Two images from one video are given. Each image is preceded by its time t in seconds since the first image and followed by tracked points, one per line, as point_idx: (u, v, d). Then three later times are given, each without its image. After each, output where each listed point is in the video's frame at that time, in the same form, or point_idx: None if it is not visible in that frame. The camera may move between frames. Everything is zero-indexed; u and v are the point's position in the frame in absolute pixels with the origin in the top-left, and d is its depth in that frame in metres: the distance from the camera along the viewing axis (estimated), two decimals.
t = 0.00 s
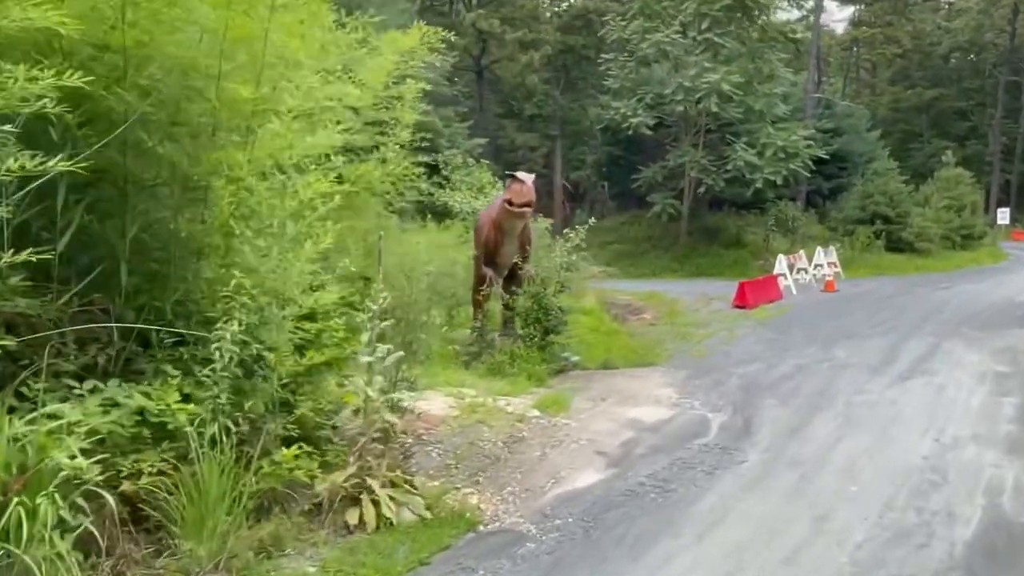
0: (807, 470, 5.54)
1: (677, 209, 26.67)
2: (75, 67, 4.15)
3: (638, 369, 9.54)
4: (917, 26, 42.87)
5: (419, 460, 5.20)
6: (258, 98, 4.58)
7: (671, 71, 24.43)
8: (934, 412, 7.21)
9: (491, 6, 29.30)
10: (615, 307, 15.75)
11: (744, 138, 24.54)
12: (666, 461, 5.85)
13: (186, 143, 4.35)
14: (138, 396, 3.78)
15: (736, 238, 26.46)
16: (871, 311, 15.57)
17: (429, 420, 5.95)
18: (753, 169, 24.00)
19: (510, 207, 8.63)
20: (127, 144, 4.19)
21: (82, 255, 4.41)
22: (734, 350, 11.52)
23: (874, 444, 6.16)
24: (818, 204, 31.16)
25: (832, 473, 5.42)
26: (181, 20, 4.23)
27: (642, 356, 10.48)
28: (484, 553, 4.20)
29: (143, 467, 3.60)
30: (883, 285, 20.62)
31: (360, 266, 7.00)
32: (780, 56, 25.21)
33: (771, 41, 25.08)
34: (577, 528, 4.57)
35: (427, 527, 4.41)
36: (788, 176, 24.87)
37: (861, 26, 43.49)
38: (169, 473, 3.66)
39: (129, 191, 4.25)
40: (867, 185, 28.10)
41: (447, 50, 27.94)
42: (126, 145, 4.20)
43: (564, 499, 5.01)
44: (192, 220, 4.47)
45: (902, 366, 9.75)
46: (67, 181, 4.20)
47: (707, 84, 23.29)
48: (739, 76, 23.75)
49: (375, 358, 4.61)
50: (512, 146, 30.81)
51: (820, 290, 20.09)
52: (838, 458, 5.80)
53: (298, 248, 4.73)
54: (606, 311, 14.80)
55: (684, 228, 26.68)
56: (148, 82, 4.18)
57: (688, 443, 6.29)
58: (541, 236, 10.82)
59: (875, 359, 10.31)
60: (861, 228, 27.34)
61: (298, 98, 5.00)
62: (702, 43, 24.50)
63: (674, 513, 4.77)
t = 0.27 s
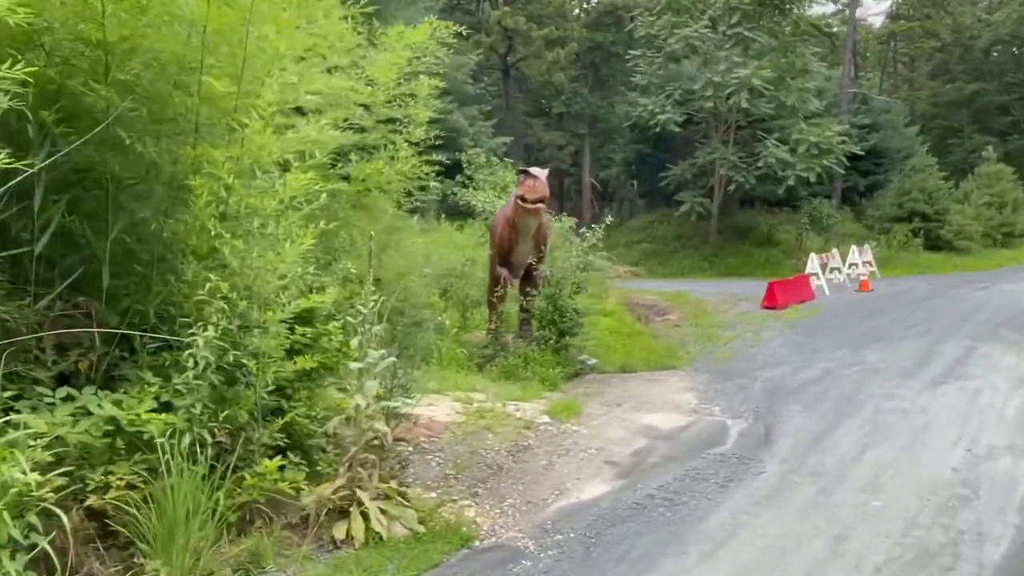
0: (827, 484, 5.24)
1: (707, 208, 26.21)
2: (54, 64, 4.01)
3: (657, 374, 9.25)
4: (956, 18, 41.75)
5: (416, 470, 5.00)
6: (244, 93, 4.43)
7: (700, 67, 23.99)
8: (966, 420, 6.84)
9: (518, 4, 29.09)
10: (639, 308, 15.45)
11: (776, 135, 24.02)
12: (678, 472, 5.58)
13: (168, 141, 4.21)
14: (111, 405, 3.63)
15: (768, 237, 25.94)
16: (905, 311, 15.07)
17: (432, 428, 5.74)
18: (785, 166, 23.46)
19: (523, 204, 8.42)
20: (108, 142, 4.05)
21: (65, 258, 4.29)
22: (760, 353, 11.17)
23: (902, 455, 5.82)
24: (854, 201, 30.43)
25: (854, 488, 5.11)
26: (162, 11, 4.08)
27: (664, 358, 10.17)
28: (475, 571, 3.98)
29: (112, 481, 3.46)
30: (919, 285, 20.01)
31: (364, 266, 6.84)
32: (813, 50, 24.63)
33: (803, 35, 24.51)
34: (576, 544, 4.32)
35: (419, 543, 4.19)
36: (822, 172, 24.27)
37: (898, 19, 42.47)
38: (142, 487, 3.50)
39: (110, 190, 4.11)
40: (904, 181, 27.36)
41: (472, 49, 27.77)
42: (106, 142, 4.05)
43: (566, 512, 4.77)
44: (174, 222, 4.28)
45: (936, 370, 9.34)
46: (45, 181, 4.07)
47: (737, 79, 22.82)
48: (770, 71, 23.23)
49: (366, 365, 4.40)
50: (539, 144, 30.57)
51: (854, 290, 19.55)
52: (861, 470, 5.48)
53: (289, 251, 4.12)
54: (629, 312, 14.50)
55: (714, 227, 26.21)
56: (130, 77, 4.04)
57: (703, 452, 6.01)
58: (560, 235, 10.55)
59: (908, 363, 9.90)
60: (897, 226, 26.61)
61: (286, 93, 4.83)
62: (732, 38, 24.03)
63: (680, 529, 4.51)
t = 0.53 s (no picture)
0: (844, 501, 4.92)
1: (735, 208, 25.75)
2: (24, 62, 3.89)
3: (675, 380, 8.96)
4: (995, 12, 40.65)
5: (407, 484, 4.79)
6: (222, 90, 4.24)
7: (727, 65, 23.57)
8: (997, 432, 6.47)
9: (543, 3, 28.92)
10: (661, 311, 15.13)
11: (806, 133, 23.53)
12: (686, 486, 5.28)
13: (141, 140, 4.02)
14: (74, 420, 3.50)
15: (798, 237, 25.43)
16: (937, 314, 14.58)
17: (429, 437, 5.53)
18: (815, 165, 22.94)
19: (531, 202, 8.25)
20: (79, 142, 3.93)
21: (40, 263, 4.14)
22: (783, 358, 10.81)
23: (926, 470, 5.48)
24: (887, 200, 29.64)
25: (872, 507, 4.80)
26: (136, 6, 3.91)
27: (682, 364, 9.87)
28: None
29: (69, 499, 3.29)
30: (954, 287, 19.40)
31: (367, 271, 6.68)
32: (844, 46, 24.07)
33: (834, 30, 23.95)
34: (570, 568, 4.05)
35: (402, 564, 3.97)
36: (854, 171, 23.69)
37: (934, 15, 41.51)
38: (104, 505, 3.32)
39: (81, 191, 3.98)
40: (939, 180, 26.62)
41: (495, 48, 27.62)
42: (75, 144, 3.93)
43: (561, 529, 4.52)
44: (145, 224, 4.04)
45: (967, 377, 8.93)
46: (15, 182, 3.93)
47: (765, 76, 22.34)
48: (799, 67, 22.74)
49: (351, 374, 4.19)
50: (564, 143, 30.31)
51: (885, 292, 19.00)
52: (882, 487, 5.15)
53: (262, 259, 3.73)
54: (650, 315, 14.20)
55: (742, 227, 25.74)
56: (101, 75, 3.91)
57: (715, 465, 5.72)
58: (575, 237, 10.29)
59: (938, 369, 9.49)
60: (932, 226, 25.92)
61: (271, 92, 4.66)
62: (760, 34, 23.59)
63: (682, 550, 4.25)
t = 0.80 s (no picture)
0: (854, 519, 4.65)
1: (759, 208, 25.31)
2: None
3: (686, 385, 8.71)
4: None
5: (392, 497, 4.58)
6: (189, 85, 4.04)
7: (751, 62, 23.15)
8: None
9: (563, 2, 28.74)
10: (679, 314, 14.85)
11: (831, 132, 23.05)
12: (688, 501, 5.02)
13: (105, 138, 3.88)
14: (28, 433, 3.44)
15: (824, 238, 24.95)
16: (966, 317, 14.13)
17: (421, 447, 5.32)
18: (841, 164, 22.44)
19: (536, 202, 8.06)
20: (42, 139, 3.80)
21: (5, 266, 4.01)
22: (802, 362, 10.49)
23: (943, 484, 5.17)
24: (918, 200, 28.95)
25: (883, 525, 4.52)
26: None
27: (696, 368, 9.60)
28: None
29: (14, 517, 3.19)
30: (984, 289, 18.84)
31: (366, 274, 6.50)
32: (871, 42, 23.51)
33: (861, 26, 23.42)
34: None
35: None
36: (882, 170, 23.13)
37: (968, 10, 40.53)
38: (50, 523, 3.20)
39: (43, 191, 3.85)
40: (971, 179, 25.93)
41: (516, 47, 27.46)
42: (39, 140, 3.80)
43: (550, 548, 4.29)
44: (110, 227, 3.89)
45: (995, 384, 8.55)
46: None
47: (790, 70, 21.79)
48: (824, 64, 22.25)
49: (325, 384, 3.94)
50: (585, 143, 30.08)
51: (913, 294, 18.50)
52: (895, 504, 4.86)
53: (228, 260, 3.55)
54: (667, 318, 13.93)
55: (766, 228, 25.31)
56: (65, 70, 3.79)
57: (720, 477, 5.44)
58: (587, 239, 10.04)
59: (964, 375, 9.11)
60: (964, 226, 25.25)
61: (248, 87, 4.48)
62: (785, 31, 23.14)
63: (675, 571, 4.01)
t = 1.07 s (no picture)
0: (856, 542, 4.39)
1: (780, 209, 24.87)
2: None
3: (693, 393, 8.44)
4: None
5: (368, 513, 4.39)
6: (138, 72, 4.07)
7: (772, 62, 22.71)
8: None
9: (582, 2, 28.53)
10: (693, 318, 14.55)
11: (854, 132, 22.58)
12: (683, 518, 4.76)
13: (60, 138, 3.98)
14: None
15: (847, 240, 24.46)
16: (992, 323, 13.66)
17: (406, 459, 5.10)
18: (864, 164, 21.96)
19: (537, 203, 7.84)
20: None
21: None
22: (817, 369, 10.15)
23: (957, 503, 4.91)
24: (945, 202, 28.29)
25: (887, 551, 4.26)
26: None
27: (705, 376, 9.31)
28: None
29: None
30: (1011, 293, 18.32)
31: (360, 277, 6.33)
32: (896, 40, 23.00)
33: (886, 24, 22.87)
34: None
35: None
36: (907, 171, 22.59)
37: (998, 8, 39.61)
38: None
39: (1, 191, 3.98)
40: (1000, 181, 25.26)
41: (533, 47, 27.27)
42: None
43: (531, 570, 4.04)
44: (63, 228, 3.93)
45: (1019, 393, 8.17)
46: None
47: (812, 70, 21.35)
48: (847, 63, 21.80)
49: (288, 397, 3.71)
50: (603, 144, 29.82)
51: (938, 298, 17.99)
52: (903, 525, 4.63)
53: (179, 264, 3.38)
54: (680, 323, 13.64)
55: (788, 229, 24.87)
56: (19, 68, 3.91)
57: (717, 493, 5.18)
58: (595, 242, 9.78)
59: (986, 383, 8.73)
60: (992, 229, 24.61)
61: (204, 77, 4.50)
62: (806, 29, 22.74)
63: None
